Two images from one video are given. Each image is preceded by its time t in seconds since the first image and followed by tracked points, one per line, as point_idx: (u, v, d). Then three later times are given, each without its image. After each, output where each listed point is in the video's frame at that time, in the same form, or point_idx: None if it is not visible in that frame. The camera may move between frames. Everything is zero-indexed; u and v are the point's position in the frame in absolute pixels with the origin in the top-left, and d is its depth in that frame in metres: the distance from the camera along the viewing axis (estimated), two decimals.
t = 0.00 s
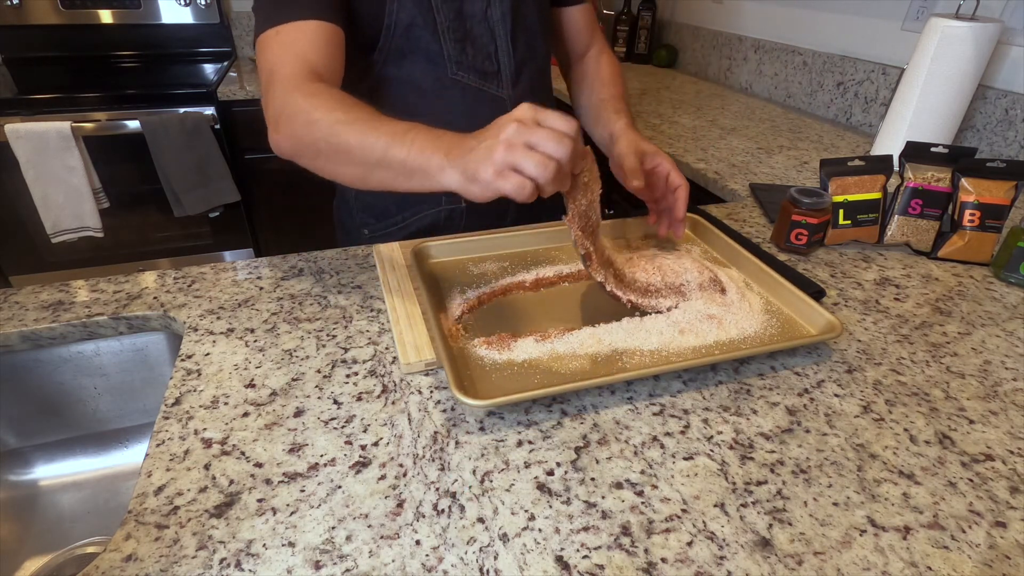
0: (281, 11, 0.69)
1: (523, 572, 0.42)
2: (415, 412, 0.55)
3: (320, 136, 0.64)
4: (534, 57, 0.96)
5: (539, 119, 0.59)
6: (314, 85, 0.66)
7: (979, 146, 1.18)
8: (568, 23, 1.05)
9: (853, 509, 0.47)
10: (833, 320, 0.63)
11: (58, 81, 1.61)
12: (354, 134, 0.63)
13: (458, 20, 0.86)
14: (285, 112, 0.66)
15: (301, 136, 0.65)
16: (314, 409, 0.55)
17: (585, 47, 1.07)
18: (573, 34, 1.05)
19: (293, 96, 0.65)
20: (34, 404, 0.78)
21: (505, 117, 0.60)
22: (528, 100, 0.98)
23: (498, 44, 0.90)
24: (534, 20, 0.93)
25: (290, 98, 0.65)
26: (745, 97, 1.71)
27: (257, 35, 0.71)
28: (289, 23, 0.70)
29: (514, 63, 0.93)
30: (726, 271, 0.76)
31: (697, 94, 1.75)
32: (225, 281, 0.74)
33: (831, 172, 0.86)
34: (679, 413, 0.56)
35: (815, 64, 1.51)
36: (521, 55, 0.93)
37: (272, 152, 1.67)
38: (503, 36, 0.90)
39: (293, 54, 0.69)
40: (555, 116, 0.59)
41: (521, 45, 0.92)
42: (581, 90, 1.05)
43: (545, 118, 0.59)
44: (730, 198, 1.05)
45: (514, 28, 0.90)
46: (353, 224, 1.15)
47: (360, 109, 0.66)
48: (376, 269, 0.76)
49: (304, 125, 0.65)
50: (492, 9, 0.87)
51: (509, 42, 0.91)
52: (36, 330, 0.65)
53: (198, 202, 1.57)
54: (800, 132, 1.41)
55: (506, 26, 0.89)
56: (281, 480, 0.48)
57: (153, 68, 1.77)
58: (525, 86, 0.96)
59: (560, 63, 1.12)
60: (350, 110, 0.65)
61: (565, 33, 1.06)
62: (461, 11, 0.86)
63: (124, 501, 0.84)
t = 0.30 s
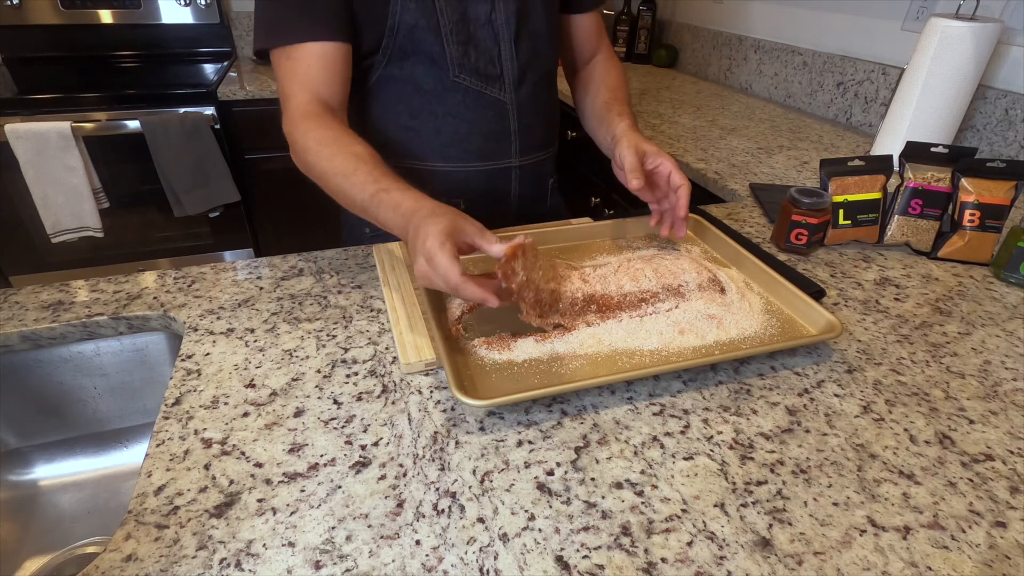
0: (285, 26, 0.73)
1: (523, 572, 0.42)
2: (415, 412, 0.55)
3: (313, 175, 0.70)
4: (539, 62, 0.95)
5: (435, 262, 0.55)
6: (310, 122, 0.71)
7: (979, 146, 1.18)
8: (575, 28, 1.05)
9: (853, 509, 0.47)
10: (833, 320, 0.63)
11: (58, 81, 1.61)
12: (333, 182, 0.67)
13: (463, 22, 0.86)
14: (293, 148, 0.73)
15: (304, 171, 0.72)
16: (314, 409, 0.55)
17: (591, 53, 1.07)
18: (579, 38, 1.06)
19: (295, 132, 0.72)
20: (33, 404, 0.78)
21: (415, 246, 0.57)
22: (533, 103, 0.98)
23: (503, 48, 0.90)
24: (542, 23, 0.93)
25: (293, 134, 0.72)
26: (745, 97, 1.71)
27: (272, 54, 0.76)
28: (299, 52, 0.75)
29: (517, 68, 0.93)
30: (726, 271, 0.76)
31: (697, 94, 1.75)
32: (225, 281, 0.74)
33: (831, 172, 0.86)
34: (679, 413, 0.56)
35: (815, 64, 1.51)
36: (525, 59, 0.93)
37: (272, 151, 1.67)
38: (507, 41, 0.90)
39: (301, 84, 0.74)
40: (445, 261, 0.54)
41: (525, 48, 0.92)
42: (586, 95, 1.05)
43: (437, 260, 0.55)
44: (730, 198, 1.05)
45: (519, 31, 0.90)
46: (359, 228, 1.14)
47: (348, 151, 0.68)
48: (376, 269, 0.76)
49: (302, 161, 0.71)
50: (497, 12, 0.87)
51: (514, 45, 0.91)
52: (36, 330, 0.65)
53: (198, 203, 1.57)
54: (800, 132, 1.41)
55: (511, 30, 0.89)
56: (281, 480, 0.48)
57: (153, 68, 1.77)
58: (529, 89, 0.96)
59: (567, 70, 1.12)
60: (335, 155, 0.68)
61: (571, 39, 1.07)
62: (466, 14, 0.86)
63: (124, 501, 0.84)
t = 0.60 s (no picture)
0: (302, 20, 0.74)
1: (523, 572, 0.42)
2: (415, 412, 0.55)
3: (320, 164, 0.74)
4: (551, 65, 0.95)
5: (432, 269, 0.57)
6: (317, 113, 0.74)
7: (979, 146, 1.18)
8: (590, 37, 1.04)
9: (853, 509, 0.47)
10: (833, 320, 0.63)
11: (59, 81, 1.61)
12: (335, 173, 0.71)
13: (477, 23, 0.86)
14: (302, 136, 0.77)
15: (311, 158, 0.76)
16: (314, 409, 0.55)
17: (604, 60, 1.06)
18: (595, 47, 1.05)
19: (305, 121, 0.75)
20: (33, 404, 0.78)
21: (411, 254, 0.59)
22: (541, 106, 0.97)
23: (516, 50, 0.90)
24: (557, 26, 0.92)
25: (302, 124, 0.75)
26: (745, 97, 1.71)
27: (287, 39, 0.77)
28: (316, 42, 0.76)
29: (527, 70, 0.92)
30: (725, 271, 0.76)
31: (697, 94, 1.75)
32: (225, 281, 0.74)
33: (831, 172, 0.86)
34: (679, 413, 0.56)
35: (815, 64, 1.51)
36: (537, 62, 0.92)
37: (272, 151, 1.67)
38: (520, 43, 0.89)
39: (315, 75, 0.76)
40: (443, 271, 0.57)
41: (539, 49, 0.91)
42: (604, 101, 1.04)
43: (434, 268, 0.57)
44: (730, 198, 1.05)
45: (533, 33, 0.90)
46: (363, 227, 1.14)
47: (351, 142, 0.71)
48: (376, 269, 0.76)
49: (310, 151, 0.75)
50: (512, 15, 0.87)
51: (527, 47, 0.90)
52: (36, 330, 0.65)
53: (198, 203, 1.57)
54: (800, 132, 1.41)
55: (525, 33, 0.89)
56: (281, 480, 0.48)
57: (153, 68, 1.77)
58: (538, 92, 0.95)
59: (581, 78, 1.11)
60: (338, 145, 0.70)
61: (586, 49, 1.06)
62: (480, 16, 0.86)
63: (125, 501, 0.84)
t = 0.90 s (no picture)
0: None
1: (523, 572, 0.42)
2: (415, 412, 0.55)
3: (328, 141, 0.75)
4: (569, 70, 0.94)
5: (430, 266, 0.57)
6: (329, 87, 0.74)
7: (979, 146, 1.18)
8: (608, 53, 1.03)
9: (853, 509, 0.47)
10: (833, 319, 0.63)
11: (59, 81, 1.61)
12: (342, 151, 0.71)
13: (498, 22, 0.86)
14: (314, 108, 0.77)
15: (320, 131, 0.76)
16: (314, 409, 0.55)
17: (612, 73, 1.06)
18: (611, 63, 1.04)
19: (318, 93, 0.75)
20: (34, 404, 0.78)
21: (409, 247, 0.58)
22: (554, 111, 0.97)
23: (533, 52, 0.89)
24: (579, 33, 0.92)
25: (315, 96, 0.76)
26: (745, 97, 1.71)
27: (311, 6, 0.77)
28: (338, 13, 0.76)
29: (543, 74, 0.92)
30: (725, 271, 0.76)
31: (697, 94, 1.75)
32: (225, 281, 0.74)
33: (831, 172, 0.86)
34: (679, 413, 0.56)
35: (815, 64, 1.51)
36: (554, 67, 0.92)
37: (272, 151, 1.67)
38: (539, 47, 0.89)
39: (334, 47, 0.76)
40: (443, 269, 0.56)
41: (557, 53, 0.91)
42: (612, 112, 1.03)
43: (433, 266, 0.56)
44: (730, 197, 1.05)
45: (552, 38, 0.89)
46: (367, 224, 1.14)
47: (363, 120, 0.71)
48: (376, 269, 0.76)
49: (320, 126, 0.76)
50: (533, 20, 0.87)
51: (546, 51, 0.90)
52: (37, 330, 0.65)
53: (198, 203, 1.57)
54: (800, 132, 1.41)
55: (545, 37, 0.88)
56: (281, 480, 0.48)
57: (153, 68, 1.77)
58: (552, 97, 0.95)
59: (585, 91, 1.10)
60: (345, 122, 0.70)
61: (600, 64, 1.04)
62: (503, 16, 0.85)
63: (125, 501, 0.84)
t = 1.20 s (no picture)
0: None
1: (523, 572, 0.42)
2: (415, 412, 0.55)
3: (344, 93, 0.69)
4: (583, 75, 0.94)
5: (491, 167, 0.53)
6: (348, 43, 0.71)
7: (979, 146, 1.18)
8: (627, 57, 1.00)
9: (853, 509, 0.47)
10: (833, 320, 0.63)
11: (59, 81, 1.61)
12: (365, 95, 0.66)
13: (517, 23, 0.86)
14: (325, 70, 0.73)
15: (332, 91, 0.72)
16: (314, 409, 0.55)
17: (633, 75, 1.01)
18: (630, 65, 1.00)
19: (332, 55, 0.72)
20: (34, 404, 0.78)
21: (460, 156, 0.54)
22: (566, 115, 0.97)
23: (549, 53, 0.89)
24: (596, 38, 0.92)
25: (329, 58, 0.72)
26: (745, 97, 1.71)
27: None
28: None
29: (557, 77, 0.92)
30: (726, 271, 0.76)
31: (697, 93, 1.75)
32: (225, 281, 0.74)
33: (831, 172, 0.86)
34: (679, 413, 0.56)
35: (815, 64, 1.51)
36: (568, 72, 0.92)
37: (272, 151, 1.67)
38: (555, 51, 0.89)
39: (347, 18, 0.74)
40: (508, 165, 0.52)
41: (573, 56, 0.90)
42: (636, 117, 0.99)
43: (496, 166, 0.53)
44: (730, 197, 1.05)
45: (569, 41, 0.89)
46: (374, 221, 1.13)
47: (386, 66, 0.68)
48: (376, 269, 0.76)
49: (334, 80, 0.70)
50: (551, 23, 0.87)
51: (562, 55, 0.90)
52: (37, 331, 0.65)
53: (198, 203, 1.57)
54: (801, 132, 1.41)
55: (561, 40, 0.88)
56: (281, 480, 0.48)
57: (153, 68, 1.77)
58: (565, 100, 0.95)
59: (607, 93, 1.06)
60: (366, 69, 0.67)
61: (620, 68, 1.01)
62: (522, 17, 0.85)
63: (125, 501, 0.84)
